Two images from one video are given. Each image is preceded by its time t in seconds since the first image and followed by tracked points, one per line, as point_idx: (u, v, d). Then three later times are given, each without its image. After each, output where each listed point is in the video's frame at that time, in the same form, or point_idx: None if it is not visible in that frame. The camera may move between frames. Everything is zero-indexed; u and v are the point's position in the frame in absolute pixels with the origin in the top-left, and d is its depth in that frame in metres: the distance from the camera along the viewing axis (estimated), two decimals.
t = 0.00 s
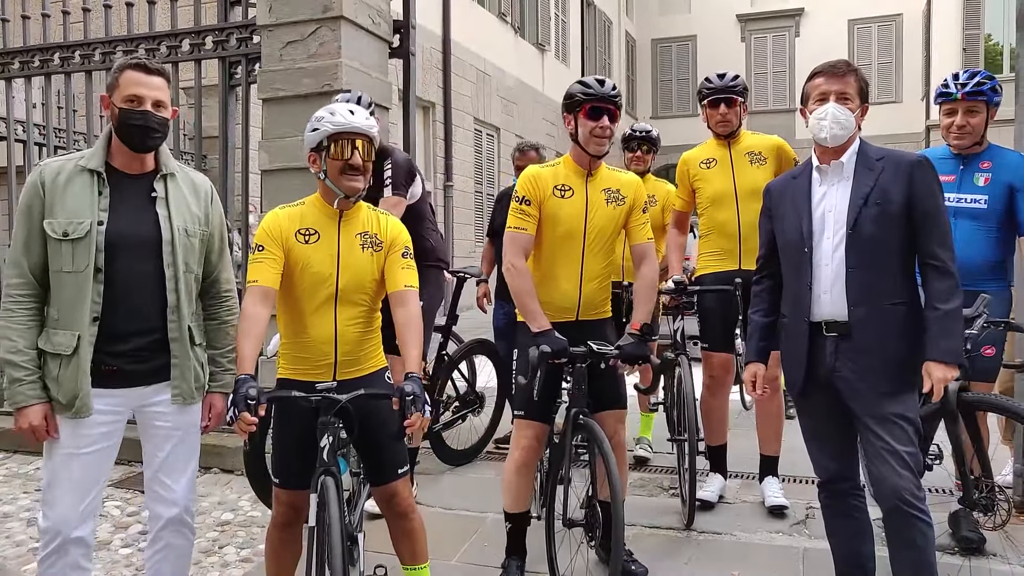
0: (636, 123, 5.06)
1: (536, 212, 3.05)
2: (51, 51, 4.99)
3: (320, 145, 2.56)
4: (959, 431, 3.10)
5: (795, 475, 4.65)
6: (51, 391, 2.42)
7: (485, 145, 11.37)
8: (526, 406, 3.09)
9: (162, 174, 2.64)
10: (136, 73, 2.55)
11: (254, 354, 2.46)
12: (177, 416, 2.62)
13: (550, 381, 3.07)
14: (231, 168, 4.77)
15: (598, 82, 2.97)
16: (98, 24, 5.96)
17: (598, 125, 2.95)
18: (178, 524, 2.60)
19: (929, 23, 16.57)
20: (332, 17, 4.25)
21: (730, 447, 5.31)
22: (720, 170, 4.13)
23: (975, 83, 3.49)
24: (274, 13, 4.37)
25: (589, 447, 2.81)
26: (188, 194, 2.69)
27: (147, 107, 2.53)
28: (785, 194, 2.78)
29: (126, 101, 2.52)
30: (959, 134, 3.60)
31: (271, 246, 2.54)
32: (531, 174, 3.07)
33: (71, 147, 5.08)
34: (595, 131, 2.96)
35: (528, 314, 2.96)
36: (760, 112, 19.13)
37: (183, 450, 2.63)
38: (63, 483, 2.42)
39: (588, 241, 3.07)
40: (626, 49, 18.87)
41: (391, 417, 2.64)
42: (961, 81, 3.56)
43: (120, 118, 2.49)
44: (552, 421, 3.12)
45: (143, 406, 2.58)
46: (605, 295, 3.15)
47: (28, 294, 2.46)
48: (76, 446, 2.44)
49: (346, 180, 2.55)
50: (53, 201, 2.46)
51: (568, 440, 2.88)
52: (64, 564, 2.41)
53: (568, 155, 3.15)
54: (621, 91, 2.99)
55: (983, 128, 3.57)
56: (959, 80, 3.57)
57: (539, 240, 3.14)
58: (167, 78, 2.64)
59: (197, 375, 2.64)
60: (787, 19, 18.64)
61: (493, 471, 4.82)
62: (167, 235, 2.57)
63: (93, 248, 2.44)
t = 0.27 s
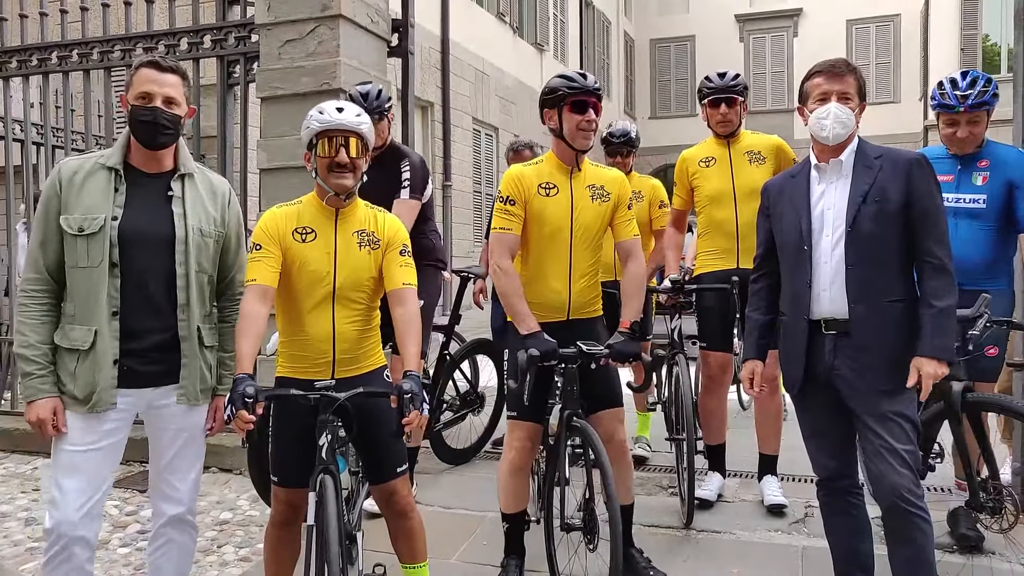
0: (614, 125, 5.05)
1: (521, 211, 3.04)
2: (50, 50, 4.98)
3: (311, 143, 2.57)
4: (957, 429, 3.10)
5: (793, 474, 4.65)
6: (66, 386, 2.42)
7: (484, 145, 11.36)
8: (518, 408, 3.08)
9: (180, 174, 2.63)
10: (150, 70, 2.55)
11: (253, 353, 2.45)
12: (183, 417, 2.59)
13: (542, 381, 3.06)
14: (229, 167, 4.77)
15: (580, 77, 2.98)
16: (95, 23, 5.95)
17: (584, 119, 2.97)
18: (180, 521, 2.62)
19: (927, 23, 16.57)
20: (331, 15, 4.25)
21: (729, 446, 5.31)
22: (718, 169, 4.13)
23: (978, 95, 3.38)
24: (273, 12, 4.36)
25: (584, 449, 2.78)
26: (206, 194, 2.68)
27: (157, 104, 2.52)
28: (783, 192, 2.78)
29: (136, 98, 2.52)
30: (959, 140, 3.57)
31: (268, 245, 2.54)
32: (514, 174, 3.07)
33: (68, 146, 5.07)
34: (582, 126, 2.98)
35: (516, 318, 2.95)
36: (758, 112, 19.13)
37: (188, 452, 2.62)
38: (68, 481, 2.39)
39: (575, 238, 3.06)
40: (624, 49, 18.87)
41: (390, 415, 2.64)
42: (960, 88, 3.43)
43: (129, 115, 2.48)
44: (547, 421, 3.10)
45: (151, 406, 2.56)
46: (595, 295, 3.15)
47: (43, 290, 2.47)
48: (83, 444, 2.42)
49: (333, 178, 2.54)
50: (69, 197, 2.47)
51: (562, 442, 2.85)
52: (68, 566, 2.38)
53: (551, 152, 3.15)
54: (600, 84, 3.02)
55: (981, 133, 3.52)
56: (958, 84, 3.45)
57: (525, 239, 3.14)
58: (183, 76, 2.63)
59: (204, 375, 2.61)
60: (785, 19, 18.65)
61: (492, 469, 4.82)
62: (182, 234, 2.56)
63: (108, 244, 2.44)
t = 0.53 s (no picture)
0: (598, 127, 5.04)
1: (531, 212, 3.05)
2: (47, 50, 4.98)
3: (307, 145, 2.58)
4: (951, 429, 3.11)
5: (790, 473, 4.66)
6: (77, 382, 2.42)
7: (481, 145, 11.37)
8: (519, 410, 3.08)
9: (186, 168, 2.64)
10: (152, 66, 2.55)
11: (251, 354, 2.47)
12: (186, 417, 2.59)
13: (544, 382, 3.06)
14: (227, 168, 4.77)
15: (593, 77, 2.97)
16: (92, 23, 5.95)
17: (598, 120, 2.96)
18: (180, 522, 2.62)
19: (923, 25, 16.63)
20: (328, 16, 4.26)
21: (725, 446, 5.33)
22: (713, 170, 4.14)
23: (980, 105, 3.37)
24: (270, 12, 4.36)
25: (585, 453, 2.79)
26: (211, 189, 2.69)
27: (158, 99, 2.52)
28: (780, 193, 2.79)
29: (138, 94, 2.52)
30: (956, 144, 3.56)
31: (265, 246, 2.55)
32: (525, 174, 3.08)
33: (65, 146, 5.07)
34: (596, 126, 2.96)
35: (518, 319, 2.95)
36: (755, 113, 19.16)
37: (191, 451, 2.62)
38: (73, 483, 2.39)
39: (584, 241, 3.06)
40: (621, 49, 18.88)
41: (388, 416, 2.64)
42: (962, 99, 3.41)
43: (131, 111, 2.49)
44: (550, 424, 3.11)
45: (158, 406, 2.56)
46: (604, 297, 3.15)
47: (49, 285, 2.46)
48: (90, 445, 2.42)
49: (329, 179, 2.54)
50: (75, 192, 2.46)
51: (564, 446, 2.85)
52: (72, 566, 2.39)
53: (564, 153, 3.13)
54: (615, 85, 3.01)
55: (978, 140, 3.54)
56: (959, 92, 3.42)
57: (535, 240, 3.14)
58: (184, 72, 2.63)
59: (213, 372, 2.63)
60: (782, 20, 18.68)
61: (489, 470, 4.82)
62: (190, 229, 2.57)
63: (116, 239, 2.44)
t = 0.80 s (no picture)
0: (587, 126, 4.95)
1: (539, 210, 3.03)
2: (43, 49, 4.97)
3: (306, 143, 2.58)
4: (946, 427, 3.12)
5: (787, 472, 4.67)
6: (74, 382, 2.41)
7: (479, 145, 11.37)
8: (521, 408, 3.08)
9: (185, 168, 2.64)
10: (154, 66, 2.54)
11: (248, 352, 2.47)
12: (184, 416, 2.60)
13: (547, 382, 3.07)
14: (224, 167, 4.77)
15: (607, 76, 2.98)
16: (89, 23, 5.94)
17: (609, 121, 2.97)
18: (176, 521, 2.61)
19: (920, 25, 16.68)
20: (326, 15, 4.26)
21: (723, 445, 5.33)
22: (710, 170, 4.14)
23: (986, 108, 3.34)
24: (268, 11, 4.36)
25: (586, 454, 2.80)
26: (211, 188, 2.69)
27: (161, 100, 2.52)
28: (779, 190, 2.82)
29: (141, 95, 2.51)
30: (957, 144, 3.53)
31: (263, 244, 2.55)
32: (534, 170, 3.05)
33: (62, 144, 5.07)
34: (607, 126, 2.97)
35: (521, 318, 2.95)
36: (752, 113, 19.19)
37: (189, 451, 2.62)
38: (71, 482, 2.39)
39: (590, 240, 3.06)
40: (619, 49, 18.89)
41: (386, 415, 2.65)
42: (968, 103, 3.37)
43: (133, 113, 2.49)
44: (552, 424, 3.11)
45: (156, 405, 2.56)
46: (607, 296, 3.16)
47: (47, 285, 2.45)
48: (88, 444, 2.42)
49: (327, 177, 2.55)
50: (74, 191, 2.46)
51: (566, 447, 2.86)
52: (69, 564, 2.38)
53: (574, 150, 3.13)
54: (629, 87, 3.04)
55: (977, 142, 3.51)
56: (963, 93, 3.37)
57: (542, 234, 3.13)
58: (188, 73, 2.62)
59: (212, 372, 2.62)
60: (779, 20, 18.71)
61: (487, 469, 4.83)
62: (188, 229, 2.57)
63: (113, 238, 2.43)
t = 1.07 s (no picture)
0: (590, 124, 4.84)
1: (540, 211, 3.04)
2: (41, 49, 4.97)
3: (307, 143, 2.57)
4: (948, 427, 3.13)
5: (787, 473, 4.67)
6: (71, 382, 2.41)
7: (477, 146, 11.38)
8: (523, 408, 3.09)
9: (183, 169, 2.64)
10: (155, 68, 2.53)
11: (247, 352, 2.48)
12: (184, 417, 2.59)
13: (547, 382, 3.07)
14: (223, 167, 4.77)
15: (609, 78, 2.97)
16: (87, 22, 5.93)
17: (610, 123, 2.96)
18: (176, 521, 2.61)
19: (917, 27, 16.71)
20: (324, 15, 4.25)
21: (721, 445, 5.34)
22: (708, 172, 4.15)
23: (994, 109, 3.06)
24: (267, 11, 4.36)
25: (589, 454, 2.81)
26: (209, 188, 2.69)
27: (162, 102, 2.51)
28: (777, 193, 2.80)
29: (141, 96, 2.50)
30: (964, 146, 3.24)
31: (262, 244, 2.55)
32: (536, 171, 3.05)
33: (60, 144, 5.06)
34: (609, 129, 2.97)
35: (524, 318, 2.96)
36: (749, 114, 19.22)
37: (189, 450, 2.62)
38: (69, 482, 2.39)
39: (591, 242, 3.07)
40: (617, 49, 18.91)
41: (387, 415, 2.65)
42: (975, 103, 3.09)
43: (134, 114, 2.48)
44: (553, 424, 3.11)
45: (154, 404, 2.56)
46: (608, 297, 3.16)
47: (44, 284, 2.45)
48: (86, 443, 2.42)
49: (329, 178, 2.54)
50: (72, 190, 2.46)
51: (568, 448, 2.87)
52: (68, 564, 2.38)
53: (574, 151, 3.12)
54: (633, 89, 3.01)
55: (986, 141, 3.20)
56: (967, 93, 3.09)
57: (543, 236, 3.13)
58: (187, 73, 2.61)
59: (210, 371, 2.62)
60: (777, 21, 18.75)
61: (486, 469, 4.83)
62: (187, 229, 2.57)
63: (112, 238, 2.43)
